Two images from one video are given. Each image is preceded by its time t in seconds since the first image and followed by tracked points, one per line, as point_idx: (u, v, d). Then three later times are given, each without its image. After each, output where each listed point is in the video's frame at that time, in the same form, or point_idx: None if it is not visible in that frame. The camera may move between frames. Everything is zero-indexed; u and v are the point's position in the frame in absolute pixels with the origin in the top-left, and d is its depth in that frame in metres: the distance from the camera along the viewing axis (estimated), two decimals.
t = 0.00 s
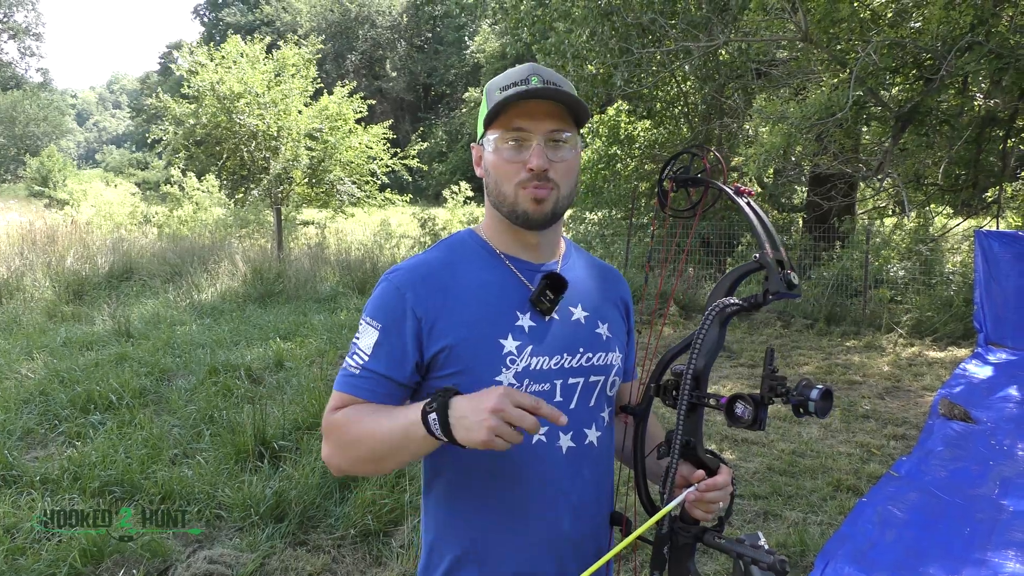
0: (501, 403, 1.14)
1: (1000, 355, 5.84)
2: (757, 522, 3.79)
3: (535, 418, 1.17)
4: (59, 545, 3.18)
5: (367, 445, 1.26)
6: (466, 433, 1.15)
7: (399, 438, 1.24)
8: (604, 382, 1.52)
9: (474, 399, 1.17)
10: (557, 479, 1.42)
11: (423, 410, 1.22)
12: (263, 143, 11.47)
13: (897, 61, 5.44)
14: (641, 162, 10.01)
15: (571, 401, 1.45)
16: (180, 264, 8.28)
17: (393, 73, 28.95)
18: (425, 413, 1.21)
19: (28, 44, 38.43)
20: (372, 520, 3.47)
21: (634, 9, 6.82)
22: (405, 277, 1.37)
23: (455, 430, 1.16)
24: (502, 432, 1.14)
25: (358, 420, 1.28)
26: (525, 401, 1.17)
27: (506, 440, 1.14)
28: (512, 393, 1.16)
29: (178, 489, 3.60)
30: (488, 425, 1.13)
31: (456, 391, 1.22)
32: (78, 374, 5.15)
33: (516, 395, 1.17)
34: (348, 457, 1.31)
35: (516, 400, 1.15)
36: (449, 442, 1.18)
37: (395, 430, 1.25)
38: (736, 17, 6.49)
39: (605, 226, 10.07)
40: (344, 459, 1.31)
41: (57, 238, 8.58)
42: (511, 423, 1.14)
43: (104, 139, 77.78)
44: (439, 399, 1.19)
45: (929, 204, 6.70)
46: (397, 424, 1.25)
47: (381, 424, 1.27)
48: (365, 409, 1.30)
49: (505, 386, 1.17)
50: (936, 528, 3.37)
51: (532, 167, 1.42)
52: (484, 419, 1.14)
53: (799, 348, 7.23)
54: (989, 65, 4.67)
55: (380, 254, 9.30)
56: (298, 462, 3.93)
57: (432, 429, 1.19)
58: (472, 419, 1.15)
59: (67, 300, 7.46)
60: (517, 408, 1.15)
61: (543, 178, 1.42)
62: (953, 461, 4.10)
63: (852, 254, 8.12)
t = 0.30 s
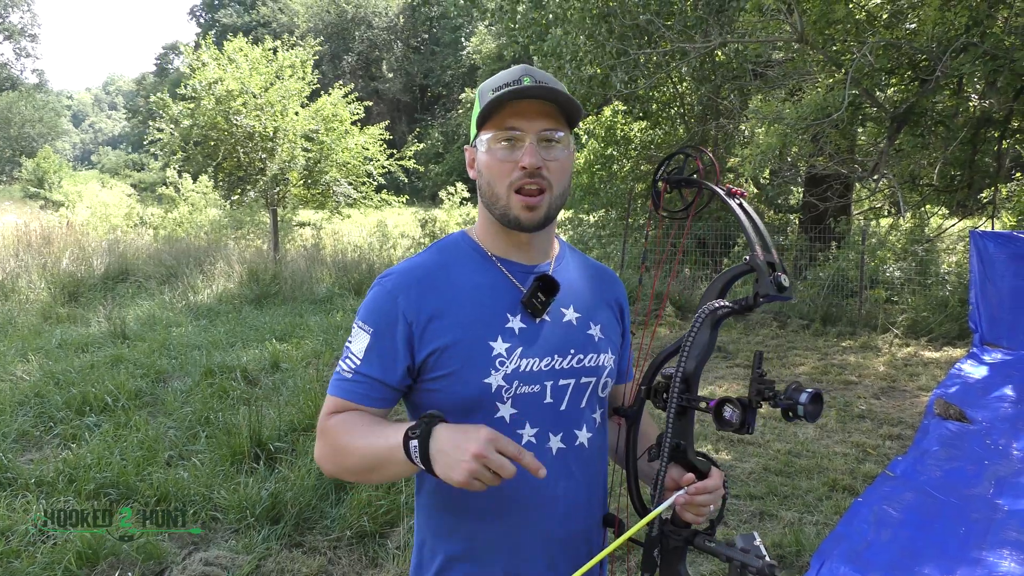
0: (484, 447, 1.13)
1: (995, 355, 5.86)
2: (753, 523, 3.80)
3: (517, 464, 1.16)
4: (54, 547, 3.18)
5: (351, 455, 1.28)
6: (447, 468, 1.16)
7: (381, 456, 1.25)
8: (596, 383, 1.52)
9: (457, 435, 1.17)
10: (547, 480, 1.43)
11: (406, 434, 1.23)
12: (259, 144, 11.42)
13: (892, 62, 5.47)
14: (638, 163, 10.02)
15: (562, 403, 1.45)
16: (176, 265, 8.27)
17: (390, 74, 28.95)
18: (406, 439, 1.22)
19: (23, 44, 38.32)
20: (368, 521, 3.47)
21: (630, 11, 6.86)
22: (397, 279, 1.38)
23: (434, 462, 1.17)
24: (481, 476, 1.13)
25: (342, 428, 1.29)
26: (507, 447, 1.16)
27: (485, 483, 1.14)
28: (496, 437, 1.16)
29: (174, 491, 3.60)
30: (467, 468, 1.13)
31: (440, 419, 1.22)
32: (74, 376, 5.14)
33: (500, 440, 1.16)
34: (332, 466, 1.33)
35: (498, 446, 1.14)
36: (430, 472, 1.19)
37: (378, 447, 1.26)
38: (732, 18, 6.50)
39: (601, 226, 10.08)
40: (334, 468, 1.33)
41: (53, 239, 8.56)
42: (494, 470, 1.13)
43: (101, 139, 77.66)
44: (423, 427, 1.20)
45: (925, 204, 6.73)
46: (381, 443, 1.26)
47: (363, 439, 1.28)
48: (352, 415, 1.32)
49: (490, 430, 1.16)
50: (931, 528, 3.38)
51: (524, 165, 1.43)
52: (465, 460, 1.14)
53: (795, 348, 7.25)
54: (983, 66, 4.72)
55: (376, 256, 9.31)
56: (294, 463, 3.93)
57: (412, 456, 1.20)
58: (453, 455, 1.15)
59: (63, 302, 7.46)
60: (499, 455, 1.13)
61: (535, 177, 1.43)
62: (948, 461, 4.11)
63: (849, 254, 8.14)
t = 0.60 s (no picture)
0: (484, 450, 1.14)
1: (987, 354, 5.89)
2: (746, 521, 3.81)
3: (515, 466, 1.17)
4: (47, 546, 3.17)
5: (347, 456, 1.27)
6: (446, 471, 1.16)
7: (378, 458, 1.25)
8: (588, 381, 1.52)
9: (456, 437, 1.18)
10: (540, 478, 1.43)
11: (404, 434, 1.23)
12: (253, 142, 11.28)
13: (885, 61, 5.50)
14: (632, 162, 10.04)
15: (554, 401, 1.45)
16: (169, 264, 8.24)
17: (383, 72, 28.88)
18: (404, 441, 1.22)
19: (15, 42, 38.02)
20: (362, 519, 3.46)
21: (624, 9, 6.86)
22: (389, 278, 1.38)
23: (433, 462, 1.18)
24: (481, 477, 1.14)
25: (338, 428, 1.29)
26: (506, 446, 1.18)
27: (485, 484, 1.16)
28: (496, 439, 1.17)
29: (168, 490, 3.59)
30: (467, 469, 1.14)
31: (438, 420, 1.22)
32: (66, 375, 5.12)
33: (499, 441, 1.17)
34: (326, 465, 1.32)
35: (497, 448, 1.15)
36: (427, 473, 1.20)
37: (376, 448, 1.26)
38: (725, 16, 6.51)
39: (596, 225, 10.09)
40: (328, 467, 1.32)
41: (45, 238, 8.51)
42: (494, 470, 1.14)
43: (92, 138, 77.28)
44: (422, 427, 1.20)
45: (917, 203, 6.77)
46: (378, 444, 1.26)
47: (358, 440, 1.28)
48: (347, 414, 1.32)
49: (490, 433, 1.17)
50: (924, 525, 3.40)
51: (518, 172, 1.43)
52: (466, 461, 1.14)
53: (789, 347, 7.27)
54: (976, 65, 4.74)
55: (370, 254, 9.29)
56: (288, 462, 3.92)
57: (411, 457, 1.20)
58: (453, 458, 1.16)
59: (55, 301, 7.42)
60: (499, 456, 1.15)
61: (530, 183, 1.43)
62: (941, 459, 4.13)
63: (842, 253, 8.18)
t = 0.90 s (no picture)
0: (494, 473, 1.14)
1: (986, 351, 5.89)
2: (746, 518, 3.82)
3: (521, 492, 1.18)
4: (47, 543, 3.17)
5: (350, 461, 1.27)
6: (453, 490, 1.16)
7: (382, 467, 1.25)
8: (587, 379, 1.52)
9: (464, 458, 1.17)
10: (539, 476, 1.43)
11: (411, 448, 1.22)
12: (253, 140, 11.24)
13: (885, 58, 5.49)
14: (631, 160, 10.04)
15: (553, 399, 1.45)
16: (168, 261, 8.23)
17: (382, 70, 28.84)
18: (411, 456, 1.21)
19: (13, 39, 37.90)
20: (362, 517, 3.47)
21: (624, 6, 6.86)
22: (389, 275, 1.38)
23: (439, 482, 1.17)
24: (487, 500, 1.14)
25: (342, 432, 1.29)
26: (514, 471, 1.18)
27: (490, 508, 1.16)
28: (505, 463, 1.17)
29: (167, 487, 3.59)
30: (474, 492, 1.14)
31: (445, 436, 1.22)
32: (66, 372, 5.12)
33: (508, 466, 1.17)
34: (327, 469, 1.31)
35: (505, 472, 1.15)
36: (432, 489, 1.19)
37: (380, 456, 1.25)
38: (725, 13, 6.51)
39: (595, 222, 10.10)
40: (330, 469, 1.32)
41: (44, 235, 8.50)
42: (501, 495, 1.14)
43: (90, 136, 77.21)
44: (430, 444, 1.20)
45: (916, 200, 6.80)
46: (382, 452, 1.25)
47: (362, 444, 1.28)
48: (349, 418, 1.31)
49: (500, 456, 1.17)
50: (924, 522, 3.40)
51: (518, 170, 1.43)
52: (473, 484, 1.14)
53: (788, 344, 7.28)
54: (975, 62, 4.74)
55: (370, 252, 9.28)
56: (288, 459, 3.92)
57: (416, 470, 1.20)
58: (459, 479, 1.15)
59: (54, 298, 7.41)
60: (507, 481, 1.15)
61: (529, 181, 1.43)
62: (940, 456, 4.14)
63: (841, 250, 8.19)
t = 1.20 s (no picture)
0: (495, 477, 1.14)
1: (986, 349, 5.89)
2: (746, 516, 3.82)
3: (524, 491, 1.18)
4: (47, 542, 3.17)
5: (351, 462, 1.27)
6: (456, 492, 1.16)
7: (385, 469, 1.25)
8: (587, 378, 1.52)
9: (466, 459, 1.17)
10: (538, 475, 1.43)
11: (413, 451, 1.22)
12: (254, 138, 11.22)
13: (886, 56, 5.46)
14: (631, 158, 10.03)
15: (553, 398, 1.45)
16: (168, 260, 8.23)
17: (383, 68, 28.81)
18: (413, 458, 1.21)
19: (13, 37, 37.85)
20: (362, 515, 3.46)
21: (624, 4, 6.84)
22: (390, 273, 1.37)
23: (442, 483, 1.17)
24: (491, 504, 1.15)
25: (342, 432, 1.29)
26: (516, 471, 1.18)
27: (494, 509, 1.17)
28: (506, 464, 1.17)
29: (167, 486, 3.60)
30: (477, 495, 1.15)
31: (448, 438, 1.21)
32: (66, 371, 5.12)
33: (509, 466, 1.17)
34: (329, 469, 1.31)
35: (507, 475, 1.15)
36: (435, 490, 1.20)
37: (382, 456, 1.25)
38: (725, 11, 6.51)
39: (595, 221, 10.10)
40: (330, 468, 1.32)
41: (44, 234, 8.50)
42: (504, 495, 1.15)
43: (90, 135, 77.19)
44: (432, 445, 1.20)
45: (917, 198, 6.81)
46: (384, 452, 1.25)
47: (363, 445, 1.27)
48: (350, 416, 1.31)
49: (502, 457, 1.17)
50: (924, 520, 3.40)
51: (520, 169, 1.42)
52: (476, 487, 1.15)
53: (789, 342, 7.27)
54: (976, 60, 4.73)
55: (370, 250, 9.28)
56: (288, 458, 3.92)
57: (419, 474, 1.19)
58: (463, 481, 1.16)
59: (55, 297, 7.42)
60: (509, 482, 1.15)
61: (531, 180, 1.42)
62: (940, 454, 4.14)
63: (841, 249, 8.19)
